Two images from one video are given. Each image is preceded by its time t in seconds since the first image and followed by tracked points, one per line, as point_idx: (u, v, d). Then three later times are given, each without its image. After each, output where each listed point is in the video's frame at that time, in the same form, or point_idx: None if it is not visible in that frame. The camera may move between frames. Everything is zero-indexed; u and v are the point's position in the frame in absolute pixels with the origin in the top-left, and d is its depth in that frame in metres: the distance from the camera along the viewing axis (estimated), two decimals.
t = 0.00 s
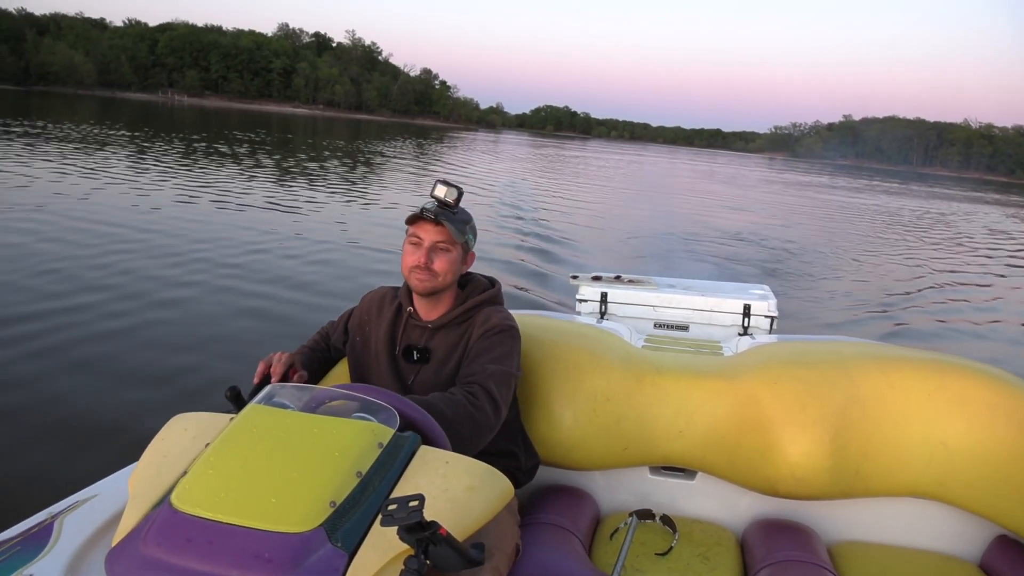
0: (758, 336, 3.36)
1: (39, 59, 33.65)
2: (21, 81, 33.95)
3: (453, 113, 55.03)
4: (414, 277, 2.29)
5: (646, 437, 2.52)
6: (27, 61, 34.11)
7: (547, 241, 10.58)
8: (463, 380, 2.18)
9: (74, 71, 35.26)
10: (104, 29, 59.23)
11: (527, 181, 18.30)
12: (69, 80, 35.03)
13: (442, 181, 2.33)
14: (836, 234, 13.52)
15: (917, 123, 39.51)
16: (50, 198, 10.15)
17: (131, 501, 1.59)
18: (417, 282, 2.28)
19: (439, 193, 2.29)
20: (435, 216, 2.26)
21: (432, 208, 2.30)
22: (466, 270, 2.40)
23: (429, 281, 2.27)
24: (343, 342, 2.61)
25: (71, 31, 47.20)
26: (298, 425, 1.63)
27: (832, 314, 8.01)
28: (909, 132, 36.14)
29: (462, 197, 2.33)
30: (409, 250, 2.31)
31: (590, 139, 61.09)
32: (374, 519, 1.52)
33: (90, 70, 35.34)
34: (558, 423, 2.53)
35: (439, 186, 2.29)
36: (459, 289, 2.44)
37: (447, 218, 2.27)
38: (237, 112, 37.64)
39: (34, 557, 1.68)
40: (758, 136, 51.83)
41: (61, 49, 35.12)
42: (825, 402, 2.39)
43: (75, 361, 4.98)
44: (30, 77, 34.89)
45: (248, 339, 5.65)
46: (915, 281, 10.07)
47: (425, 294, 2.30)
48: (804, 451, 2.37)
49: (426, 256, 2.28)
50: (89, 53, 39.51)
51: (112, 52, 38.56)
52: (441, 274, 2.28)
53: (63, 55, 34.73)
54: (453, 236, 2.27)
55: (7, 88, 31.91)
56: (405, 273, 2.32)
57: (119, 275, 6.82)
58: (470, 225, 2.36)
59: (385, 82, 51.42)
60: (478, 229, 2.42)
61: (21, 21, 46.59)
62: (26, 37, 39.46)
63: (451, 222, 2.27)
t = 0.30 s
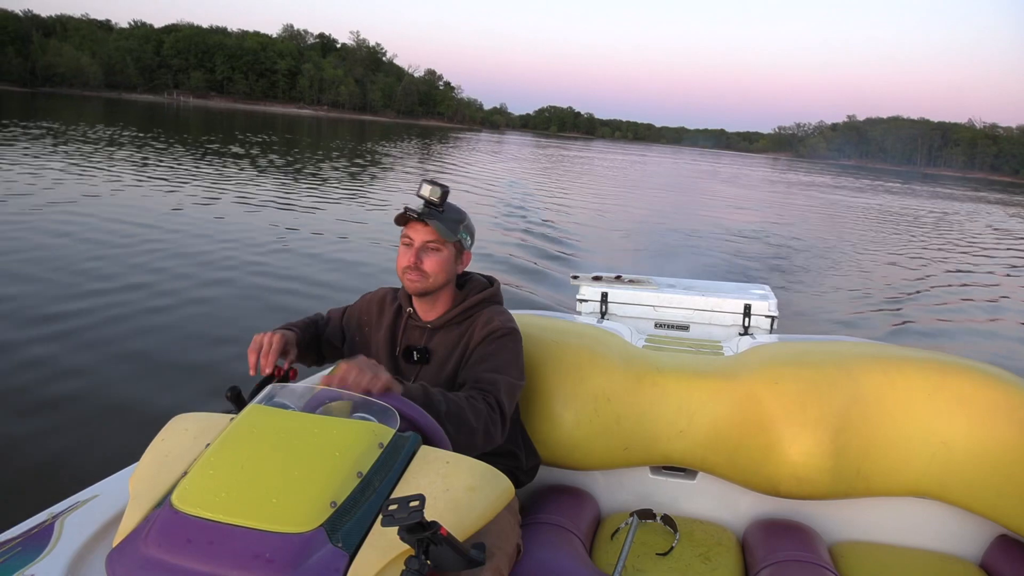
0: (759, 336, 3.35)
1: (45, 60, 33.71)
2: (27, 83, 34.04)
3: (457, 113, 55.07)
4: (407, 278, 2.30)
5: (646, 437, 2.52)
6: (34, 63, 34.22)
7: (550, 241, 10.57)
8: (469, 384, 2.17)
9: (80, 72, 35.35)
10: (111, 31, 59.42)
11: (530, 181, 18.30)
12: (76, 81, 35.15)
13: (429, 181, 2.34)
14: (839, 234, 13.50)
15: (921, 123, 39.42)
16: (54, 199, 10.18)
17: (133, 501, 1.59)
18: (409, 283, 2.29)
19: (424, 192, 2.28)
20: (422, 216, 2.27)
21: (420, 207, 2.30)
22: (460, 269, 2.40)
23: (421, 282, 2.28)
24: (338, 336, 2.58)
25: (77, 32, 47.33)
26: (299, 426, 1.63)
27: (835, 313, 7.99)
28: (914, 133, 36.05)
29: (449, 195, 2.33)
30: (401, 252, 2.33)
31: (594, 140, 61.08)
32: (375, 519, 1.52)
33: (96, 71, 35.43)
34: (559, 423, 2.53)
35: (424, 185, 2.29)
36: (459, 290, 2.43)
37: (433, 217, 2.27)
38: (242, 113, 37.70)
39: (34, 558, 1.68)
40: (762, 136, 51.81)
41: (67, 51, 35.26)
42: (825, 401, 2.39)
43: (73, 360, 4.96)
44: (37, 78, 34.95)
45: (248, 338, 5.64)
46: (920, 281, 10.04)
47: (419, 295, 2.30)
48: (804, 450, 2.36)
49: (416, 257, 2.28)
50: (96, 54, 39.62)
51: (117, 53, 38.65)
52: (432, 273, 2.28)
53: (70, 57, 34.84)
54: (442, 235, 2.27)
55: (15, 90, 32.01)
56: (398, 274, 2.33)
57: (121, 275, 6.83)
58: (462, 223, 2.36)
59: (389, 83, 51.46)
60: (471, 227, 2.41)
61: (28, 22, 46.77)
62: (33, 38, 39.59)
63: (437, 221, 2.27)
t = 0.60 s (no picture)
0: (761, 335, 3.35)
1: (51, 62, 33.73)
2: (32, 84, 34.11)
3: (461, 114, 55.07)
4: (403, 275, 2.31)
5: (647, 436, 2.52)
6: (39, 64, 34.30)
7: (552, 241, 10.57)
8: (466, 380, 2.17)
9: (85, 74, 35.37)
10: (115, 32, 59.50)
11: (534, 181, 18.31)
12: (81, 82, 35.20)
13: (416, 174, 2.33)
14: (842, 233, 13.49)
15: (924, 123, 39.37)
16: (58, 198, 10.19)
17: (135, 501, 1.59)
18: (406, 280, 2.31)
19: (410, 186, 2.28)
20: (410, 210, 2.27)
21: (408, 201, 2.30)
22: (457, 264, 2.39)
23: (417, 277, 2.29)
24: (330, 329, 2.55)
25: (82, 34, 47.38)
26: (300, 425, 1.63)
27: (838, 313, 7.97)
28: (917, 133, 36.00)
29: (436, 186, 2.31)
30: (397, 251, 2.35)
31: (597, 140, 61.06)
32: (377, 518, 1.52)
33: (101, 72, 35.50)
34: (560, 423, 2.53)
35: (409, 179, 2.28)
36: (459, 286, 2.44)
37: (422, 210, 2.27)
38: (246, 114, 37.73)
39: (36, 557, 1.68)
40: (765, 137, 51.78)
41: (73, 52, 35.30)
42: (827, 401, 2.38)
43: (77, 357, 4.96)
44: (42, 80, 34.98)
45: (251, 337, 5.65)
46: (922, 281, 10.02)
47: (418, 290, 2.31)
48: (805, 450, 2.36)
49: (409, 253, 2.29)
50: (100, 55, 39.64)
51: (122, 55, 38.68)
52: (426, 268, 2.29)
53: (75, 58, 34.87)
54: (432, 229, 2.26)
55: (20, 91, 32.08)
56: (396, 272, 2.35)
57: (124, 275, 6.84)
58: (455, 215, 2.34)
59: (392, 83, 51.49)
60: (466, 219, 2.40)
61: (33, 24, 46.85)
62: (38, 39, 39.66)
63: (426, 214, 2.27)
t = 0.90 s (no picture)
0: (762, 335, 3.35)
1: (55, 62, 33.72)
2: (37, 84, 34.14)
3: (464, 114, 55.07)
4: (405, 272, 2.30)
5: (648, 437, 2.52)
6: (44, 65, 34.33)
7: (554, 241, 10.56)
8: (470, 381, 2.17)
9: (90, 74, 35.37)
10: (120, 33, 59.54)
11: (536, 181, 18.33)
12: (86, 83, 35.21)
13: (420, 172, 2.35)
14: (844, 234, 13.49)
15: (926, 124, 39.33)
16: (60, 197, 10.20)
17: (136, 500, 1.59)
18: (408, 277, 2.30)
19: (415, 184, 2.29)
20: (414, 208, 2.28)
21: (412, 199, 2.31)
22: (459, 263, 2.39)
23: (419, 274, 2.28)
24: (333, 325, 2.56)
25: (88, 35, 47.38)
26: (300, 425, 1.63)
27: (839, 313, 7.96)
28: (919, 134, 35.97)
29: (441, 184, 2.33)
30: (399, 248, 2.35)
31: (600, 141, 61.03)
32: (377, 517, 1.52)
33: (105, 73, 35.49)
34: (561, 423, 2.53)
35: (415, 177, 2.29)
36: (461, 286, 2.44)
37: (426, 208, 2.28)
38: (250, 115, 37.75)
39: (36, 557, 1.68)
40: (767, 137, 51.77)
41: (77, 53, 35.29)
42: (828, 400, 2.38)
43: (75, 362, 4.97)
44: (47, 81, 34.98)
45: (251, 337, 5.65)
46: (924, 282, 10.02)
47: (420, 289, 2.31)
48: (806, 450, 2.36)
49: (412, 250, 2.30)
50: (105, 55, 39.62)
51: (126, 55, 38.66)
52: (429, 266, 2.28)
53: (79, 59, 34.87)
54: (436, 227, 2.27)
55: (25, 91, 32.11)
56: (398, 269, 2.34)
57: (125, 275, 6.85)
58: (458, 214, 2.35)
59: (395, 84, 51.53)
60: (469, 219, 2.41)
61: (38, 25, 46.89)
62: (43, 40, 39.67)
63: (430, 212, 2.28)
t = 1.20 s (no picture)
0: (763, 334, 3.34)
1: (59, 62, 33.63)
2: (40, 85, 33.95)
3: (466, 115, 55.03)
4: (404, 271, 2.30)
5: (648, 435, 2.52)
6: (47, 66, 34.15)
7: (556, 241, 10.55)
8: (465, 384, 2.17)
9: (93, 75, 35.27)
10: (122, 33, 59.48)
11: (538, 182, 18.32)
12: (89, 83, 35.12)
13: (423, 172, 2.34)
14: (846, 234, 13.47)
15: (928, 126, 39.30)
16: (62, 197, 10.19)
17: (136, 498, 1.59)
18: (407, 277, 2.30)
19: (417, 183, 2.28)
20: (417, 208, 2.27)
21: (414, 198, 2.31)
22: (459, 264, 2.39)
23: (418, 274, 2.28)
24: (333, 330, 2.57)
25: (90, 35, 47.30)
26: (300, 423, 1.63)
27: (842, 314, 7.94)
28: (921, 135, 35.95)
29: (444, 185, 2.32)
30: (399, 246, 2.34)
31: (601, 141, 61.00)
32: (377, 516, 1.52)
33: (109, 74, 35.41)
34: (561, 422, 2.53)
35: (417, 177, 2.29)
36: (458, 284, 2.44)
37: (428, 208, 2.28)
38: (253, 115, 37.72)
39: (37, 555, 1.68)
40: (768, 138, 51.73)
41: (81, 53, 35.23)
42: (829, 399, 2.38)
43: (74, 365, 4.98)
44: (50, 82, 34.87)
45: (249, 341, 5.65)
46: (926, 282, 10.00)
47: (419, 288, 2.31)
48: (806, 449, 2.36)
49: (412, 249, 2.29)
50: (108, 55, 39.47)
51: (129, 55, 38.58)
52: (428, 266, 2.28)
53: (83, 59, 34.79)
54: (438, 227, 2.27)
55: (27, 92, 31.92)
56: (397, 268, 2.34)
57: (125, 280, 6.85)
58: (459, 214, 2.35)
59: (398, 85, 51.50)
60: (468, 219, 2.41)
61: (40, 25, 46.80)
62: (46, 40, 39.59)
63: (432, 212, 2.27)
